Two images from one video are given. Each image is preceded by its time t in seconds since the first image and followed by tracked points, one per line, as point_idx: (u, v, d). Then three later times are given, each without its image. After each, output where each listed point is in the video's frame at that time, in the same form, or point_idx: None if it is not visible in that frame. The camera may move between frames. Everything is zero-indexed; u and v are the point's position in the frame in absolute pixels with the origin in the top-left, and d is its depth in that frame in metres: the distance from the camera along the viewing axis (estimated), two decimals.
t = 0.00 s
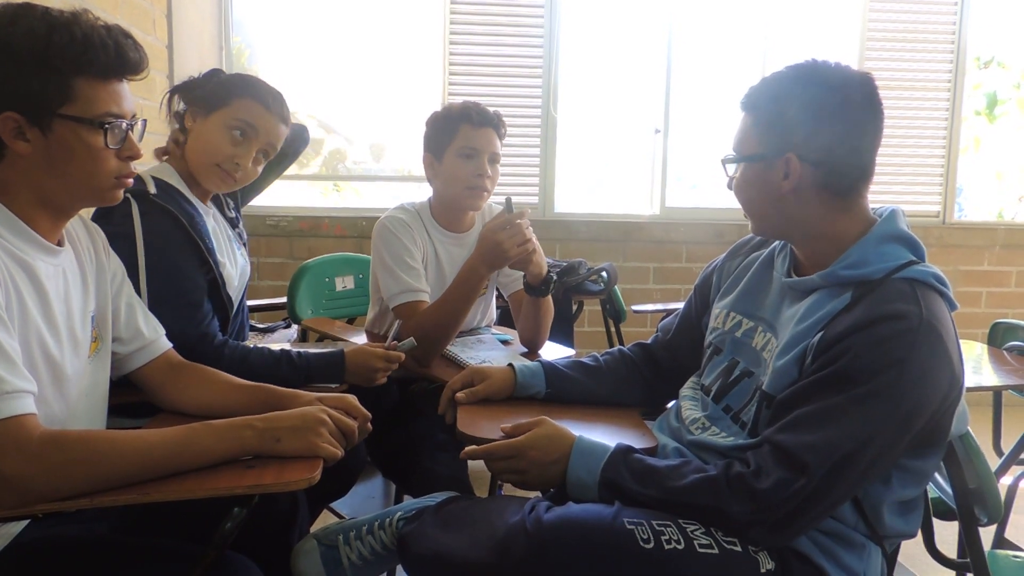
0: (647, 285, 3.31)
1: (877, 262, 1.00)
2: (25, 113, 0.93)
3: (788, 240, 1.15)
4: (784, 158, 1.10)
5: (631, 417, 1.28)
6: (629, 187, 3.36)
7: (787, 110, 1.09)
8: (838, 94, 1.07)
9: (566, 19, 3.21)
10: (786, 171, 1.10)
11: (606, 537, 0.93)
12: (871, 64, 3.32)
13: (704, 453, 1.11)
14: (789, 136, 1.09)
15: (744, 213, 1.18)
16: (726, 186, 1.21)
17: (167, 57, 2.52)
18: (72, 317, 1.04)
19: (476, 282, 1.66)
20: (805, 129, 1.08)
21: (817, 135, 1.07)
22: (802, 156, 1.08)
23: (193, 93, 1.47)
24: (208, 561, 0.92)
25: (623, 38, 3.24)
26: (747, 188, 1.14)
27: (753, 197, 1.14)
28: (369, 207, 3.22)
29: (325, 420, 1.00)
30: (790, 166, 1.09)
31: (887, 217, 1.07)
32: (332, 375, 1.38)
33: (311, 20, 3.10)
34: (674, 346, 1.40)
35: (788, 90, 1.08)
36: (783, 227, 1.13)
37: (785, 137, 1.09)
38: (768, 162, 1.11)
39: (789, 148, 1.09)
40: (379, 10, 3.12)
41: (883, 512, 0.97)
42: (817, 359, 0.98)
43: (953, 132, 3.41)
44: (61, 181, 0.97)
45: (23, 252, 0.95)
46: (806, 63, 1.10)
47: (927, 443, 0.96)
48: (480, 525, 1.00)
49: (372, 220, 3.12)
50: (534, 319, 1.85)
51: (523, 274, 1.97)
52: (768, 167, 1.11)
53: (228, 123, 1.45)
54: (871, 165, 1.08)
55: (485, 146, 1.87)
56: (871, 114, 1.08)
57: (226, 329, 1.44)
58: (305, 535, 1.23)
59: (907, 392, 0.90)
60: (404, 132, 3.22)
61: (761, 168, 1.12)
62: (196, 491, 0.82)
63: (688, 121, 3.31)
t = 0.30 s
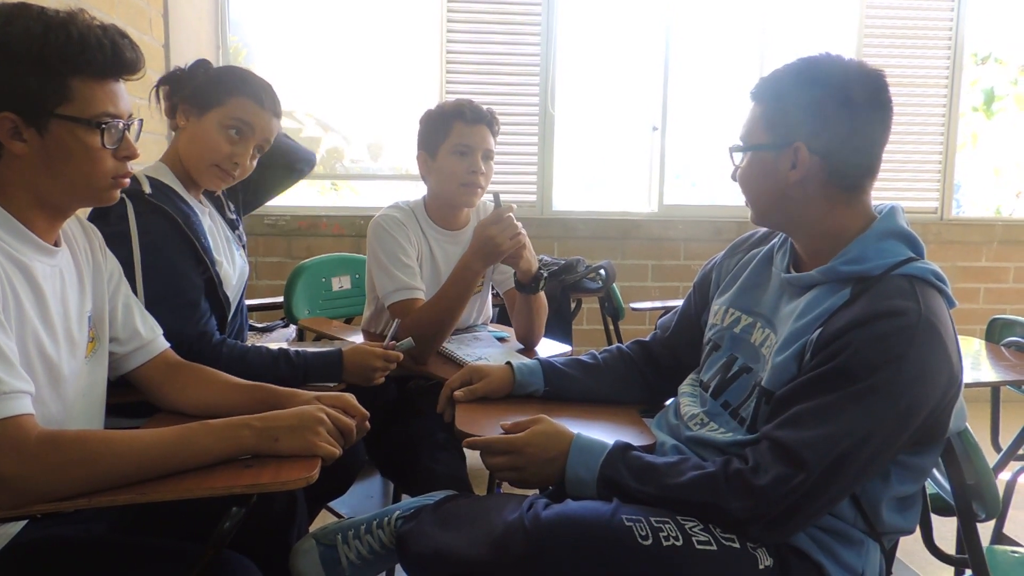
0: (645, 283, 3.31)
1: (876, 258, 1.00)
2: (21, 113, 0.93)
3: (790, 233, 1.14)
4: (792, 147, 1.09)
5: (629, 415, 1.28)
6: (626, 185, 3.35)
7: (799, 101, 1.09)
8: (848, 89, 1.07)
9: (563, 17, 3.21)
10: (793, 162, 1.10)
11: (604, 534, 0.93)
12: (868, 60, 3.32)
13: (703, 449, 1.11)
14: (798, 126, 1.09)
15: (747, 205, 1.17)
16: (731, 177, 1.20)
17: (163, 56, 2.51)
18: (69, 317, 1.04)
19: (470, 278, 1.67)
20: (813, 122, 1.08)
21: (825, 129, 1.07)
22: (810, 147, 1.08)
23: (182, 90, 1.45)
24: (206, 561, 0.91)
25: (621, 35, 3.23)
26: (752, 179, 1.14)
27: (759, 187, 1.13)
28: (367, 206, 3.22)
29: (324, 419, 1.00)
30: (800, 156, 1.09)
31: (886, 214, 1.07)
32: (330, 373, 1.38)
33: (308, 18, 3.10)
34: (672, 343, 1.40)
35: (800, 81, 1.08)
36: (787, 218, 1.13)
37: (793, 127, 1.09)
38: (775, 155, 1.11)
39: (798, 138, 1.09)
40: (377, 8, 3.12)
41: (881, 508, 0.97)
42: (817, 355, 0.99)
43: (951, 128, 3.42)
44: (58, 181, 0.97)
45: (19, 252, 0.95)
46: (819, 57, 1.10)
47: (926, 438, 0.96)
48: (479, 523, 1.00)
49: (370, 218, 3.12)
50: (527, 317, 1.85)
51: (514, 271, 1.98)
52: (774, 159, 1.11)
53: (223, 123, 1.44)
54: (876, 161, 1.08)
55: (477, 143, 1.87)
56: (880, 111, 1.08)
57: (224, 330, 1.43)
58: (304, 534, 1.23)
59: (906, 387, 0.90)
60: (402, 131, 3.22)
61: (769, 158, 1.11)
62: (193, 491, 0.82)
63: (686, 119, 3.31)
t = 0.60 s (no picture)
0: (644, 281, 3.31)
1: (873, 256, 1.00)
2: (19, 110, 0.93)
3: (788, 233, 1.14)
4: (793, 145, 1.09)
5: (627, 413, 1.28)
6: (625, 183, 3.35)
7: (798, 100, 1.09)
8: (846, 84, 1.07)
9: (563, 14, 3.20)
10: (794, 159, 1.09)
11: (602, 532, 0.93)
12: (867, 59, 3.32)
13: (700, 447, 1.12)
14: (798, 125, 1.09)
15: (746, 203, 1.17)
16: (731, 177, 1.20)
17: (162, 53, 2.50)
18: (66, 315, 1.03)
19: (465, 274, 1.67)
20: (813, 120, 1.08)
21: (825, 126, 1.07)
22: (811, 145, 1.08)
23: (164, 85, 1.41)
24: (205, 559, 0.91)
25: (620, 33, 3.23)
26: (752, 177, 1.13)
27: (761, 187, 1.13)
28: (365, 204, 3.22)
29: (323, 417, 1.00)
30: (801, 153, 1.09)
31: (885, 212, 1.07)
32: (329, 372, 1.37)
33: (307, 16, 3.09)
34: (669, 340, 1.40)
35: (802, 80, 1.08)
36: (787, 217, 1.12)
37: (792, 126, 1.09)
38: (776, 153, 1.10)
39: (798, 136, 1.09)
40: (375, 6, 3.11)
41: (878, 506, 0.97)
42: (814, 353, 0.99)
43: (950, 127, 3.42)
44: (57, 179, 0.96)
45: (16, 248, 0.94)
46: (812, 54, 1.10)
47: (924, 437, 0.96)
48: (477, 521, 1.00)
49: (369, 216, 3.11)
50: (522, 314, 1.86)
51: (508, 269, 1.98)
52: (774, 157, 1.11)
53: (218, 102, 1.44)
54: (876, 156, 1.09)
55: (471, 140, 1.87)
56: (878, 103, 1.08)
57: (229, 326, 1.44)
58: (302, 532, 1.22)
59: (904, 385, 0.90)
60: (401, 128, 3.21)
61: (769, 155, 1.11)
62: (191, 489, 0.82)
63: (685, 117, 3.31)
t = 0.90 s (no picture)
0: (642, 279, 3.31)
1: (872, 254, 1.00)
2: (16, 107, 0.92)
3: (788, 230, 1.14)
4: (796, 141, 1.09)
5: (626, 410, 1.28)
6: (624, 181, 3.35)
7: (798, 97, 1.09)
8: (847, 79, 1.07)
9: (562, 12, 3.20)
10: (797, 156, 1.09)
11: (601, 529, 0.93)
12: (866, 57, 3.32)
13: (699, 445, 1.12)
14: (800, 121, 1.09)
15: (746, 201, 1.17)
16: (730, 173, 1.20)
17: (160, 51, 2.49)
18: (64, 313, 1.03)
19: (461, 270, 1.67)
20: (816, 115, 1.08)
21: (829, 121, 1.07)
22: (814, 141, 1.08)
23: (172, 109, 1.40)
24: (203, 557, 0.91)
25: (619, 31, 3.23)
26: (755, 175, 1.13)
27: (764, 184, 1.13)
28: (363, 201, 3.22)
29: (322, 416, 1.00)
30: (804, 150, 1.08)
31: (883, 210, 1.07)
32: (327, 371, 1.37)
33: (306, 13, 3.09)
34: (667, 336, 1.40)
35: (803, 77, 1.08)
36: (788, 215, 1.12)
37: (794, 123, 1.09)
38: (780, 150, 1.10)
39: (800, 132, 1.09)
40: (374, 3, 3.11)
41: (876, 503, 0.97)
42: (813, 350, 0.99)
43: (948, 125, 3.42)
44: (54, 176, 0.96)
45: (14, 246, 0.94)
46: (814, 52, 1.09)
47: (922, 434, 0.96)
48: (475, 519, 1.00)
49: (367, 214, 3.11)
50: (519, 312, 1.86)
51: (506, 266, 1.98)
52: (778, 155, 1.11)
53: (228, 100, 1.43)
54: (877, 149, 1.09)
55: (467, 138, 1.87)
56: (879, 97, 1.08)
57: (227, 335, 1.42)
58: (301, 530, 1.22)
59: (902, 384, 0.90)
60: (399, 126, 3.21)
61: (770, 151, 1.11)
62: (189, 487, 0.82)
63: (684, 115, 3.31)
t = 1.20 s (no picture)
0: (642, 277, 3.31)
1: (872, 254, 1.00)
2: (12, 102, 0.92)
3: (789, 229, 1.14)
4: (803, 137, 1.08)
5: (625, 408, 1.29)
6: (623, 179, 3.34)
7: (807, 93, 1.08)
8: (854, 79, 1.07)
9: (561, 10, 3.19)
10: (803, 153, 1.09)
11: (602, 528, 0.93)
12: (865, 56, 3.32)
13: (699, 444, 1.11)
14: (807, 118, 1.08)
15: (748, 199, 1.16)
16: (729, 170, 1.20)
17: (159, 48, 2.48)
18: (62, 309, 1.03)
19: (461, 268, 1.67)
20: (821, 113, 1.07)
21: (835, 119, 1.07)
22: (822, 138, 1.08)
23: (185, 111, 1.41)
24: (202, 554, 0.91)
25: (618, 29, 3.22)
26: (758, 172, 1.13)
27: (769, 180, 1.12)
28: (362, 198, 3.21)
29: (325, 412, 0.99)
30: (811, 147, 1.08)
31: (883, 208, 1.07)
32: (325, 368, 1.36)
33: (304, 11, 3.08)
34: (667, 334, 1.40)
35: (809, 73, 1.08)
36: (791, 213, 1.12)
37: (802, 120, 1.08)
38: (786, 147, 1.10)
39: (807, 129, 1.08)
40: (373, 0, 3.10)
41: (877, 503, 0.97)
42: (813, 349, 0.98)
43: (947, 124, 3.42)
44: (50, 172, 0.96)
45: (11, 242, 0.93)
46: (818, 49, 1.09)
47: (922, 433, 0.96)
48: (475, 517, 0.99)
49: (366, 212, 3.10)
50: (521, 310, 1.86)
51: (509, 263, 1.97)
52: (782, 152, 1.10)
53: (241, 104, 1.43)
54: (879, 147, 1.09)
55: (467, 136, 1.86)
56: (883, 97, 1.08)
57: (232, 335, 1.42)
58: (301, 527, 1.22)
59: (903, 383, 0.90)
60: (399, 124, 3.21)
61: (776, 148, 1.10)
62: (188, 484, 0.82)
63: (683, 113, 3.30)
